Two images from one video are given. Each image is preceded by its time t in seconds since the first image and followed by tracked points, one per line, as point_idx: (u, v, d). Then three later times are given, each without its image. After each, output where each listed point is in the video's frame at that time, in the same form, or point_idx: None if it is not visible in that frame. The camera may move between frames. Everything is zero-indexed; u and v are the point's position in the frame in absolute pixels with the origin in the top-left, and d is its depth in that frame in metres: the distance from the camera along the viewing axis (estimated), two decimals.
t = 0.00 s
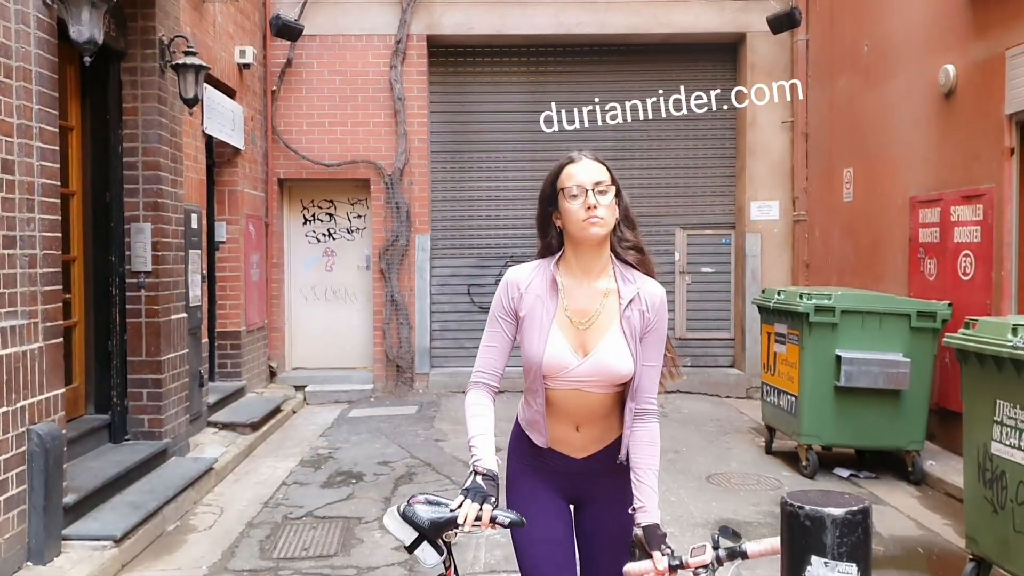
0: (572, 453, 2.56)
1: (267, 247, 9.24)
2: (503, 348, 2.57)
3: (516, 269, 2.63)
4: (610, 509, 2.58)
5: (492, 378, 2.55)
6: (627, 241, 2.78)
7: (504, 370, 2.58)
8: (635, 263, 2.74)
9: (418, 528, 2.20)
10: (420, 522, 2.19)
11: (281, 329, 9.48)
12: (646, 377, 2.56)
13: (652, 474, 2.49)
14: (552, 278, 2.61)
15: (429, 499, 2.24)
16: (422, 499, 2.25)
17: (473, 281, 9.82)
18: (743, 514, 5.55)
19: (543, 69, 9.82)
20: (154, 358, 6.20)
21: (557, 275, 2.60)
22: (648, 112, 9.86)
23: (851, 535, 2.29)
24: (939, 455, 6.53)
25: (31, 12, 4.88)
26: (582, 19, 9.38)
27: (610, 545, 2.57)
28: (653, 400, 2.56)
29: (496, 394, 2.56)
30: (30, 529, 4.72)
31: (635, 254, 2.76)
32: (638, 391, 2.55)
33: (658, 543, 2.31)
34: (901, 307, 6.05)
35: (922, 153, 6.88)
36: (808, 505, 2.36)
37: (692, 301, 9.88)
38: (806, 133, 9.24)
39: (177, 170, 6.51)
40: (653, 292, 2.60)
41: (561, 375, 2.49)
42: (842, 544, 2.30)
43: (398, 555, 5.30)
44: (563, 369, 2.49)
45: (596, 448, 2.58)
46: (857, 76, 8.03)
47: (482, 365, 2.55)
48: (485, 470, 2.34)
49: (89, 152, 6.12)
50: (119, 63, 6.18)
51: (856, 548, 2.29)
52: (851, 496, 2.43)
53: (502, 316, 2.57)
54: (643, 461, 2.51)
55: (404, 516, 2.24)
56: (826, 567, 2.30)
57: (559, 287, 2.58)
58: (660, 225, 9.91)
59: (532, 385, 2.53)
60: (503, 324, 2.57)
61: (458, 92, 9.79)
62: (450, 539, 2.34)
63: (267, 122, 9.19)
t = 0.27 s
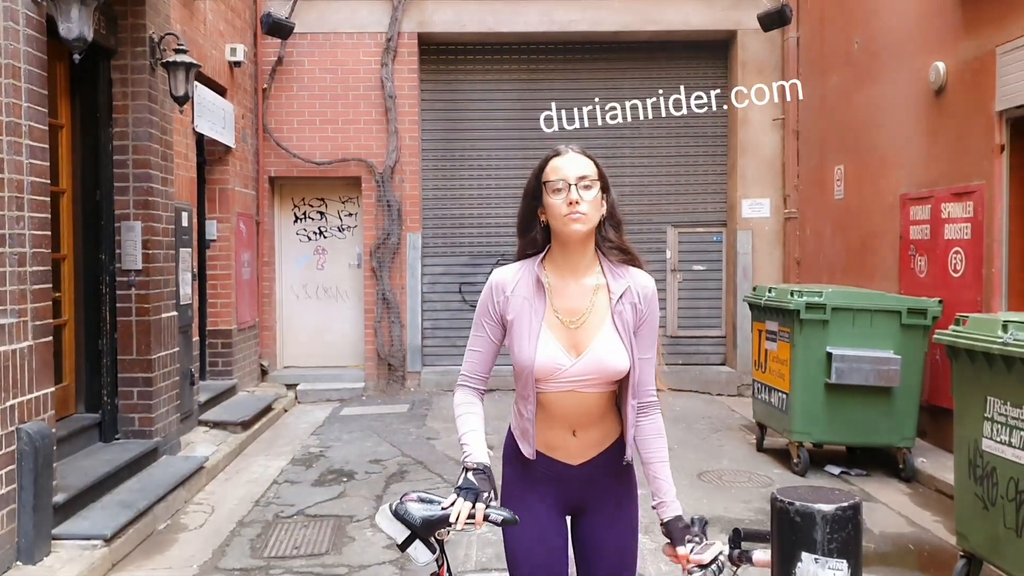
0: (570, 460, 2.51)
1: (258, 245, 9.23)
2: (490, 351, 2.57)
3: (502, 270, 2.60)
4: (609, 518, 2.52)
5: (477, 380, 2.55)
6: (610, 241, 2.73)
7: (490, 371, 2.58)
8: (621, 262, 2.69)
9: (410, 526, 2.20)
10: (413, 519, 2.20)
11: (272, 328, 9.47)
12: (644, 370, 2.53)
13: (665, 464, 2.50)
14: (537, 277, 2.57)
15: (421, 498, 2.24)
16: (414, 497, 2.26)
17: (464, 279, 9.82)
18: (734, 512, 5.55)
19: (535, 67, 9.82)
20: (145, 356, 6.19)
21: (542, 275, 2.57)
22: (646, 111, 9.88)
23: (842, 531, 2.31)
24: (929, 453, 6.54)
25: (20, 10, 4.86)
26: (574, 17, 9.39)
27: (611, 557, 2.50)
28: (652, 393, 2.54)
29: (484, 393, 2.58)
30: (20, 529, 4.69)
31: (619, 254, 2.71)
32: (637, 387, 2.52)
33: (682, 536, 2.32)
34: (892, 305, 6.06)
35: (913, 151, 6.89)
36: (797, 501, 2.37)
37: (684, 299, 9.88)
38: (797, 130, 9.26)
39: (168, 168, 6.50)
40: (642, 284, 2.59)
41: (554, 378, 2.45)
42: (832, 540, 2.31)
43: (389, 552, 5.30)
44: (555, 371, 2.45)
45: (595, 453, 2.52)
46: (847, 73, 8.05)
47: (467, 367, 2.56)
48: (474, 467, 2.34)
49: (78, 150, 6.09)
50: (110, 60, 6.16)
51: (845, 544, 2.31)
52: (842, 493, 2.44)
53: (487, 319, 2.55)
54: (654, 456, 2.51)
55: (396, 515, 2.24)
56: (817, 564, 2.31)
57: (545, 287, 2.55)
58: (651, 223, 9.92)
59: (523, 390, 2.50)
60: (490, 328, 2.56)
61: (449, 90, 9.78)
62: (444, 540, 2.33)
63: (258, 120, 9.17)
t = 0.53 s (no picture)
0: (567, 456, 2.44)
1: (250, 240, 9.21)
2: (483, 332, 2.63)
3: (492, 263, 2.61)
4: (609, 516, 2.43)
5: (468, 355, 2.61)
6: (605, 231, 2.69)
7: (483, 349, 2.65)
8: (615, 253, 2.66)
9: (407, 521, 2.29)
10: (409, 514, 2.29)
11: (264, 323, 9.46)
12: (643, 361, 2.51)
13: (677, 453, 2.50)
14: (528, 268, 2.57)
15: (418, 493, 2.33)
16: (411, 491, 2.35)
17: (457, 275, 9.81)
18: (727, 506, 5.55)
19: (527, 62, 9.81)
20: (137, 353, 6.17)
21: (533, 267, 2.56)
22: (647, 111, 9.87)
23: (834, 525, 2.41)
24: (921, 447, 6.56)
25: (10, 5, 4.84)
26: (566, 12, 9.38)
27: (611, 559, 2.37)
28: (657, 382, 2.52)
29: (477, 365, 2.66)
30: (11, 525, 4.67)
31: (613, 243, 2.67)
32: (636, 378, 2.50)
33: (695, 532, 2.37)
34: (884, 299, 6.06)
35: (905, 145, 6.89)
36: (791, 495, 2.46)
37: (677, 294, 9.89)
38: (790, 125, 9.27)
39: (159, 164, 6.48)
40: (636, 273, 2.57)
41: (548, 369, 2.42)
42: (825, 534, 2.41)
43: (383, 548, 5.31)
44: (549, 363, 2.42)
45: (592, 447, 2.45)
46: (840, 67, 8.05)
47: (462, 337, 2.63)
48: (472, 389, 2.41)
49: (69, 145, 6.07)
50: (101, 56, 6.14)
51: (838, 538, 2.41)
52: (835, 485, 2.53)
53: (480, 306, 2.59)
54: (664, 446, 2.50)
55: (393, 510, 2.32)
56: (811, 557, 2.42)
57: (536, 279, 2.54)
58: (644, 219, 9.92)
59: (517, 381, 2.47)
60: (483, 313, 2.60)
61: (441, 85, 9.76)
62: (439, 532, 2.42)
63: (250, 115, 9.16)
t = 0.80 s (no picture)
0: (580, 448, 2.42)
1: (245, 231, 9.19)
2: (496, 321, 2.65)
3: (503, 252, 2.65)
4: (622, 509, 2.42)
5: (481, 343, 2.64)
6: (612, 213, 2.66)
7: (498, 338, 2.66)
8: (622, 236, 2.63)
9: (403, 515, 2.29)
10: (406, 508, 2.28)
11: (260, 314, 9.45)
12: (654, 344, 2.49)
13: (685, 439, 2.49)
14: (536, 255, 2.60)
15: (414, 486, 2.33)
16: (408, 485, 2.34)
17: (452, 265, 9.81)
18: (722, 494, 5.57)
19: (523, 51, 9.78)
20: (132, 343, 6.16)
21: (540, 253, 2.59)
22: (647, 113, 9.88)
23: (830, 514, 2.42)
24: (916, 435, 6.58)
25: None
26: (561, 1, 9.34)
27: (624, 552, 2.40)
28: (667, 366, 2.51)
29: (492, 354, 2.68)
30: (7, 516, 4.66)
31: (619, 226, 2.64)
32: (646, 361, 2.49)
33: (696, 521, 2.36)
34: (880, 288, 6.06)
35: (901, 134, 6.88)
36: (787, 483, 2.47)
37: (672, 284, 9.90)
38: (785, 114, 9.26)
39: (154, 154, 6.45)
40: (645, 255, 2.54)
41: (556, 350, 2.43)
42: (821, 522, 2.42)
43: (379, 537, 5.32)
44: (556, 342, 2.43)
45: (605, 438, 2.43)
46: (835, 56, 8.04)
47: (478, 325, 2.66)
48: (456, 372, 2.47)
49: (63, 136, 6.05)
50: (94, 45, 6.10)
51: (834, 527, 2.42)
52: (829, 473, 2.55)
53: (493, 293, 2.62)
54: (672, 430, 2.50)
55: (390, 503, 2.32)
56: (807, 546, 2.42)
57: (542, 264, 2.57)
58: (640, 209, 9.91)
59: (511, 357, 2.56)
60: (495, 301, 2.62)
61: (436, 74, 9.73)
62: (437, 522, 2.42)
63: (244, 105, 9.13)
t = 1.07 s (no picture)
0: (583, 427, 2.42)
1: (237, 214, 9.17)
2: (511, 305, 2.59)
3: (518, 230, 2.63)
4: (629, 494, 2.44)
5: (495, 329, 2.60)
6: (631, 196, 2.67)
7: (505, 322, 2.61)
8: (640, 219, 2.65)
9: (392, 492, 2.28)
10: (395, 486, 2.28)
11: (252, 297, 9.45)
12: (665, 329, 2.52)
13: (685, 423, 2.51)
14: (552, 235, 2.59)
15: (403, 463, 2.33)
16: (397, 463, 2.34)
17: (446, 248, 9.80)
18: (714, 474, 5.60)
19: (516, 33, 9.74)
20: (124, 327, 6.13)
21: (556, 233, 2.58)
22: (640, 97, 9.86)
23: (821, 491, 2.29)
24: (908, 416, 6.63)
25: None
26: None
27: (627, 538, 2.44)
28: (674, 351, 2.54)
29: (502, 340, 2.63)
30: None
31: (637, 208, 2.66)
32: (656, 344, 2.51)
33: (688, 499, 2.37)
34: (872, 270, 6.09)
35: (895, 115, 6.88)
36: (777, 461, 2.34)
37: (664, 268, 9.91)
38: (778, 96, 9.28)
39: (145, 136, 6.41)
40: (661, 241, 2.55)
41: (565, 327, 2.43)
42: (812, 499, 2.29)
43: (373, 519, 5.34)
44: (566, 319, 2.43)
45: (610, 419, 2.43)
46: (828, 38, 8.03)
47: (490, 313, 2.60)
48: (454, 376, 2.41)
49: (52, 119, 6.01)
50: (83, 26, 6.04)
51: (825, 504, 2.29)
52: (821, 451, 2.42)
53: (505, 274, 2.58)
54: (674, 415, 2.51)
55: (379, 481, 2.31)
56: (797, 523, 2.30)
57: (557, 242, 2.55)
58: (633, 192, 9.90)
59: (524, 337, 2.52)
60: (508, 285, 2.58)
61: (430, 56, 9.69)
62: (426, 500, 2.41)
63: (236, 87, 9.09)
